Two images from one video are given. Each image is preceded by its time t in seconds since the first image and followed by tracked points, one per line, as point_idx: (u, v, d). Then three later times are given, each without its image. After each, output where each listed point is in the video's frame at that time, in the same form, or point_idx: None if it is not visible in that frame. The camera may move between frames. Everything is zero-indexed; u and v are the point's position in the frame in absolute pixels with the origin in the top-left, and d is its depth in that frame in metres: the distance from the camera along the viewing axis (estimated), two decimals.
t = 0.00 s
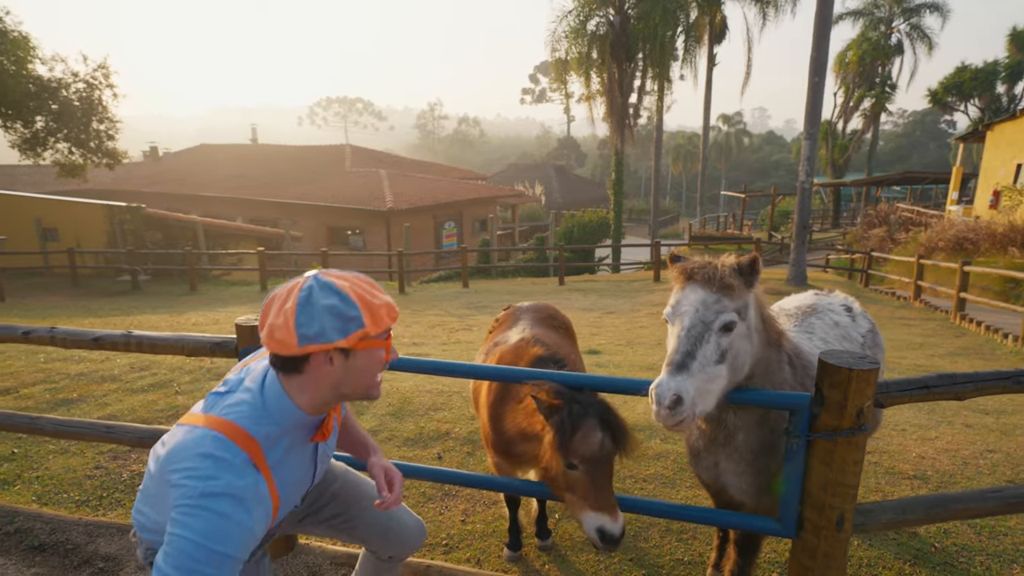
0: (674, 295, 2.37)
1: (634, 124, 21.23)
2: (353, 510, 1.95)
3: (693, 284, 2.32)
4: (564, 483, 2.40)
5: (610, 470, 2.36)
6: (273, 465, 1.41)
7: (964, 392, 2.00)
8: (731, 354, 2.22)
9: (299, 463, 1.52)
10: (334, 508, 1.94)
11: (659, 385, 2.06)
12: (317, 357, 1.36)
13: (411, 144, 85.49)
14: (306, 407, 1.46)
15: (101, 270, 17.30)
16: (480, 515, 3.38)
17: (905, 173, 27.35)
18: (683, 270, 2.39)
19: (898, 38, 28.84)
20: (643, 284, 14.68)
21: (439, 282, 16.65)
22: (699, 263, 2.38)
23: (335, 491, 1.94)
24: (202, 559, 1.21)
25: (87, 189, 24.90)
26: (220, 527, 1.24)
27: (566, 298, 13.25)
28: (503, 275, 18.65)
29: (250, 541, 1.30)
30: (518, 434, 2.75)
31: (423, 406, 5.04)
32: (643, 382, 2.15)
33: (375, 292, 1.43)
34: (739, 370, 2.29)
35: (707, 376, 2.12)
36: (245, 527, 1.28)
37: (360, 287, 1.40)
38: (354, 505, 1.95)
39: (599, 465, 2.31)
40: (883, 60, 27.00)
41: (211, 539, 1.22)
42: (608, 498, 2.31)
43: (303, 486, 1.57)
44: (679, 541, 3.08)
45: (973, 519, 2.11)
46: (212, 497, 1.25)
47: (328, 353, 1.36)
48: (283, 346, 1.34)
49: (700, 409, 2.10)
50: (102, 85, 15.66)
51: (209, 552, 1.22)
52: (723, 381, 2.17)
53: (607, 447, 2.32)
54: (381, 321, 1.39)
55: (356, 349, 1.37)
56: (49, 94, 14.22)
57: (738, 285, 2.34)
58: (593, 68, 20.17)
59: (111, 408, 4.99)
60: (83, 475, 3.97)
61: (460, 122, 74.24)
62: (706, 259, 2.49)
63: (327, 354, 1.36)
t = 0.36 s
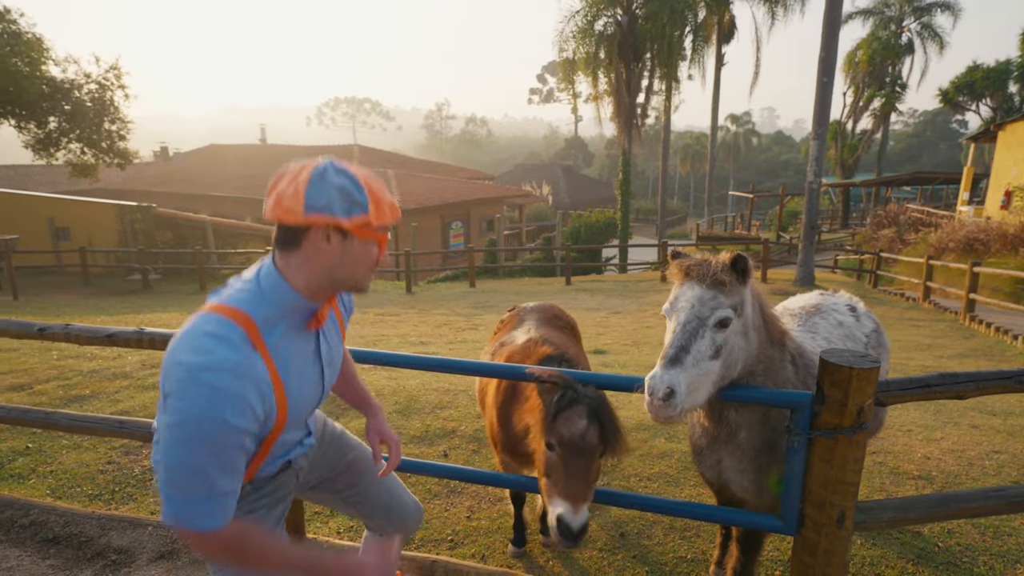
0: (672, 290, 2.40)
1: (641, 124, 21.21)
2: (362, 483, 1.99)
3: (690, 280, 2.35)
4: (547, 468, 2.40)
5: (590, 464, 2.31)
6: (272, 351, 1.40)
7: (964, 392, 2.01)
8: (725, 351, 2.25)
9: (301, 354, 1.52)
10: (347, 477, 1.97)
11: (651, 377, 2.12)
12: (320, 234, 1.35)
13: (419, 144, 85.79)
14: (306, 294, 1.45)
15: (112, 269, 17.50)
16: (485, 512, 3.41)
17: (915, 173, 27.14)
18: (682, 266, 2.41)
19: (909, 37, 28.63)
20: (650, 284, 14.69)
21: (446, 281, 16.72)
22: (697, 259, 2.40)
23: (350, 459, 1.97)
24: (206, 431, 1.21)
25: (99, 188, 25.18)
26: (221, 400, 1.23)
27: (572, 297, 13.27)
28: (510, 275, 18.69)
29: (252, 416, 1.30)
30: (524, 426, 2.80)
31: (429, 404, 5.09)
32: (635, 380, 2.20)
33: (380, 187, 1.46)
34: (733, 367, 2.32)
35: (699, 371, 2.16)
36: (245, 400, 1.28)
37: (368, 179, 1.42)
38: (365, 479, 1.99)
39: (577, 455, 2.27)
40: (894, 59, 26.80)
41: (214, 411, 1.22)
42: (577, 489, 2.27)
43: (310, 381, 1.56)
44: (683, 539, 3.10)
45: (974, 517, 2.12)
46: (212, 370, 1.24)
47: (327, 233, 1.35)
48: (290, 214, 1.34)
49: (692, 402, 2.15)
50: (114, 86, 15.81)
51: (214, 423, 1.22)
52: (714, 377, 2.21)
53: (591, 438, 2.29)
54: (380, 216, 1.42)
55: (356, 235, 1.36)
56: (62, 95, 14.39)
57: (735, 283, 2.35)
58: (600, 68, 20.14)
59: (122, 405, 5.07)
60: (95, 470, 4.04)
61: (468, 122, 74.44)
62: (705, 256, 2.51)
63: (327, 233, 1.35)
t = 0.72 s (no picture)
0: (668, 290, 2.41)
1: (647, 123, 21.18)
2: (357, 465, 2.02)
3: (685, 280, 2.36)
4: (521, 458, 2.46)
5: (560, 458, 2.36)
6: (261, 264, 1.49)
7: (967, 397, 2.01)
8: (718, 351, 2.24)
9: (291, 268, 1.58)
10: (340, 455, 1.98)
11: (643, 372, 2.13)
12: (329, 160, 1.46)
13: (425, 144, 85.98)
14: (294, 210, 1.55)
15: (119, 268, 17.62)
16: (487, 513, 3.43)
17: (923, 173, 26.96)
18: (676, 267, 2.43)
19: (917, 37, 28.43)
20: (655, 285, 14.67)
21: (450, 281, 16.74)
22: (691, 261, 2.42)
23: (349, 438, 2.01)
24: (207, 325, 1.28)
25: (107, 188, 25.38)
26: (209, 299, 1.29)
27: (576, 298, 13.27)
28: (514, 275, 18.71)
29: (248, 308, 1.37)
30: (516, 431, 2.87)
31: (433, 405, 5.11)
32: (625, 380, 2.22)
33: (390, 130, 1.56)
34: (728, 369, 2.31)
35: (689, 369, 2.14)
36: (238, 295, 1.35)
37: (384, 124, 1.53)
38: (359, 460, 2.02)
39: (548, 445, 2.34)
40: (902, 59, 26.63)
41: (208, 306, 1.29)
42: (543, 476, 2.32)
43: (310, 298, 1.63)
44: (685, 541, 3.11)
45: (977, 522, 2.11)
46: (193, 273, 1.31)
47: (333, 160, 1.46)
48: (305, 132, 1.44)
49: (679, 401, 2.13)
50: (122, 87, 15.92)
51: (209, 316, 1.28)
52: (707, 377, 2.20)
53: (564, 430, 2.36)
54: (389, 158, 1.52)
55: (360, 169, 1.48)
56: (71, 95, 14.50)
57: (728, 286, 2.35)
58: (606, 68, 20.12)
59: (129, 404, 5.11)
60: (103, 468, 4.09)
61: (473, 122, 74.58)
62: (701, 258, 2.52)
63: (336, 160, 1.46)
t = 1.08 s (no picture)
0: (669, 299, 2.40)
1: (652, 124, 21.15)
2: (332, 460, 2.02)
3: (686, 287, 2.36)
4: (524, 449, 2.44)
5: (564, 450, 2.34)
6: (257, 241, 1.47)
7: (973, 401, 2.00)
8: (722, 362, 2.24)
9: (286, 247, 1.56)
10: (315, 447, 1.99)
11: (651, 388, 2.14)
12: (336, 147, 1.48)
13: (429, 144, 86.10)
14: (299, 191, 1.56)
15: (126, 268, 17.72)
16: (490, 515, 3.43)
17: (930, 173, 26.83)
18: (675, 276, 2.42)
19: (924, 36, 28.28)
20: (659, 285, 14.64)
21: (455, 281, 16.77)
22: (690, 269, 2.41)
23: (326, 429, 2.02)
24: (176, 294, 1.26)
25: (114, 188, 25.52)
26: (197, 268, 1.29)
27: (580, 298, 13.27)
28: (519, 276, 18.71)
29: (228, 286, 1.34)
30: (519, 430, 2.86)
31: (437, 406, 5.11)
32: (638, 386, 2.24)
33: (400, 121, 1.57)
34: (731, 377, 2.32)
35: (698, 381, 2.16)
36: (223, 268, 1.34)
37: (394, 117, 1.54)
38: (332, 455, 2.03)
39: (551, 434, 2.33)
40: (908, 58, 26.50)
41: (193, 277, 1.28)
42: (545, 464, 2.29)
43: (302, 283, 1.61)
44: (689, 544, 3.10)
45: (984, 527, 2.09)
46: (186, 241, 1.32)
47: (340, 147, 1.48)
48: (317, 118, 1.47)
49: (691, 414, 2.15)
50: (129, 87, 16.00)
51: (191, 285, 1.27)
52: (712, 386, 2.21)
53: (568, 421, 2.34)
54: (395, 151, 1.53)
55: (366, 158, 1.49)
56: (78, 96, 14.57)
57: (730, 294, 2.35)
58: (611, 68, 20.10)
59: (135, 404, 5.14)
60: (109, 468, 4.11)
61: (478, 122, 74.69)
62: (700, 263, 2.51)
63: (342, 147, 1.48)
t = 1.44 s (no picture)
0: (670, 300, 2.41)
1: (657, 124, 21.11)
2: (348, 452, 2.10)
3: (686, 289, 2.37)
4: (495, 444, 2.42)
5: (524, 446, 2.28)
6: (307, 218, 1.63)
7: (979, 405, 2.00)
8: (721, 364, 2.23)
9: (327, 225, 1.71)
10: (334, 436, 2.07)
11: (639, 383, 2.17)
12: (365, 137, 1.64)
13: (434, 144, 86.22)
14: (341, 177, 1.72)
15: (133, 268, 17.83)
16: (495, 515, 3.44)
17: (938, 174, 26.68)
18: (678, 277, 2.42)
19: (931, 36, 28.12)
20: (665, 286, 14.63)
21: (459, 282, 16.79)
22: (693, 271, 2.41)
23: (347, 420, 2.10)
24: (237, 248, 1.45)
25: (121, 188, 25.68)
26: (254, 231, 1.48)
27: (585, 299, 13.27)
28: (523, 276, 18.72)
29: (279, 247, 1.52)
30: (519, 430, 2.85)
31: (442, 407, 5.12)
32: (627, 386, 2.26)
33: (423, 111, 1.69)
34: (732, 380, 2.29)
35: (689, 381, 2.16)
36: (274, 231, 1.52)
37: (416, 107, 1.66)
38: (351, 446, 2.11)
39: (517, 431, 2.29)
40: (915, 58, 26.36)
41: (252, 237, 1.47)
42: (497, 456, 2.25)
43: (339, 266, 1.75)
44: (694, 545, 3.11)
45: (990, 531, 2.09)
46: (247, 204, 1.52)
47: (369, 138, 1.64)
48: (349, 116, 1.65)
49: (680, 414, 2.14)
50: (137, 88, 16.09)
51: (252, 240, 1.47)
52: (708, 388, 2.20)
53: (535, 419, 2.31)
54: (417, 139, 1.65)
55: (390, 147, 1.64)
56: (86, 97, 14.67)
57: (734, 298, 2.32)
58: (616, 69, 20.06)
59: (142, 403, 5.17)
60: (116, 467, 4.14)
61: (484, 122, 74.80)
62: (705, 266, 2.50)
63: (370, 138, 1.64)
